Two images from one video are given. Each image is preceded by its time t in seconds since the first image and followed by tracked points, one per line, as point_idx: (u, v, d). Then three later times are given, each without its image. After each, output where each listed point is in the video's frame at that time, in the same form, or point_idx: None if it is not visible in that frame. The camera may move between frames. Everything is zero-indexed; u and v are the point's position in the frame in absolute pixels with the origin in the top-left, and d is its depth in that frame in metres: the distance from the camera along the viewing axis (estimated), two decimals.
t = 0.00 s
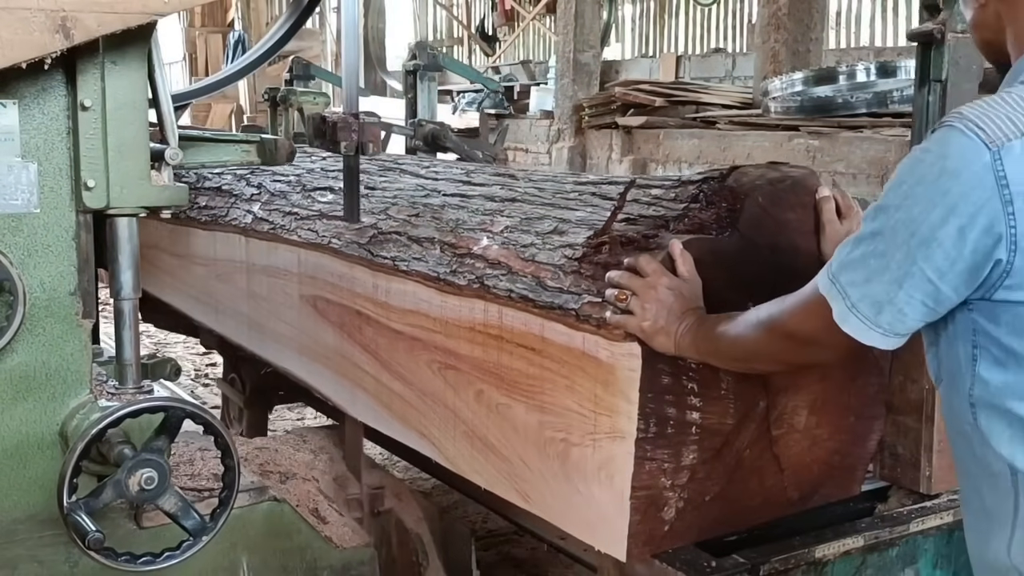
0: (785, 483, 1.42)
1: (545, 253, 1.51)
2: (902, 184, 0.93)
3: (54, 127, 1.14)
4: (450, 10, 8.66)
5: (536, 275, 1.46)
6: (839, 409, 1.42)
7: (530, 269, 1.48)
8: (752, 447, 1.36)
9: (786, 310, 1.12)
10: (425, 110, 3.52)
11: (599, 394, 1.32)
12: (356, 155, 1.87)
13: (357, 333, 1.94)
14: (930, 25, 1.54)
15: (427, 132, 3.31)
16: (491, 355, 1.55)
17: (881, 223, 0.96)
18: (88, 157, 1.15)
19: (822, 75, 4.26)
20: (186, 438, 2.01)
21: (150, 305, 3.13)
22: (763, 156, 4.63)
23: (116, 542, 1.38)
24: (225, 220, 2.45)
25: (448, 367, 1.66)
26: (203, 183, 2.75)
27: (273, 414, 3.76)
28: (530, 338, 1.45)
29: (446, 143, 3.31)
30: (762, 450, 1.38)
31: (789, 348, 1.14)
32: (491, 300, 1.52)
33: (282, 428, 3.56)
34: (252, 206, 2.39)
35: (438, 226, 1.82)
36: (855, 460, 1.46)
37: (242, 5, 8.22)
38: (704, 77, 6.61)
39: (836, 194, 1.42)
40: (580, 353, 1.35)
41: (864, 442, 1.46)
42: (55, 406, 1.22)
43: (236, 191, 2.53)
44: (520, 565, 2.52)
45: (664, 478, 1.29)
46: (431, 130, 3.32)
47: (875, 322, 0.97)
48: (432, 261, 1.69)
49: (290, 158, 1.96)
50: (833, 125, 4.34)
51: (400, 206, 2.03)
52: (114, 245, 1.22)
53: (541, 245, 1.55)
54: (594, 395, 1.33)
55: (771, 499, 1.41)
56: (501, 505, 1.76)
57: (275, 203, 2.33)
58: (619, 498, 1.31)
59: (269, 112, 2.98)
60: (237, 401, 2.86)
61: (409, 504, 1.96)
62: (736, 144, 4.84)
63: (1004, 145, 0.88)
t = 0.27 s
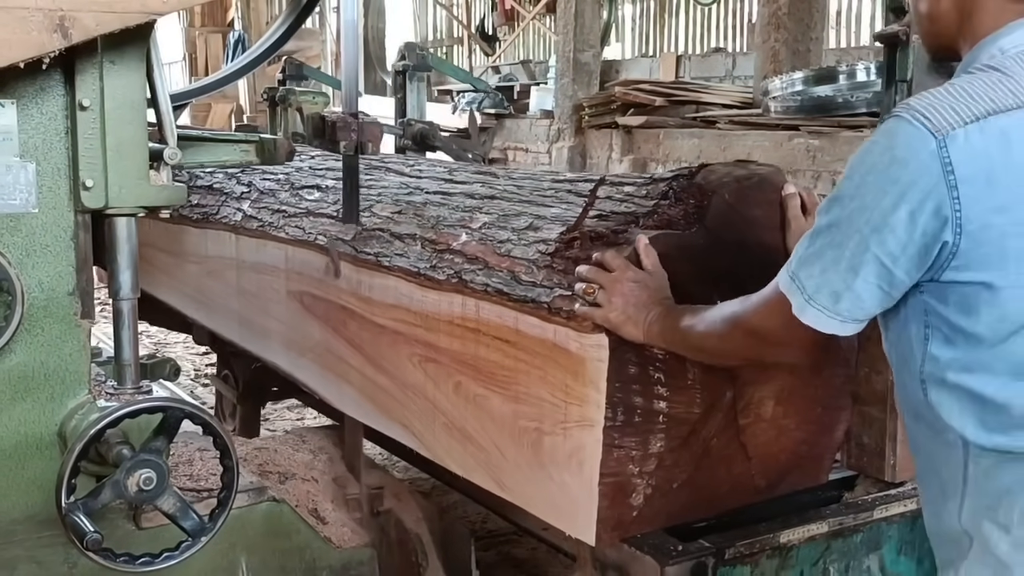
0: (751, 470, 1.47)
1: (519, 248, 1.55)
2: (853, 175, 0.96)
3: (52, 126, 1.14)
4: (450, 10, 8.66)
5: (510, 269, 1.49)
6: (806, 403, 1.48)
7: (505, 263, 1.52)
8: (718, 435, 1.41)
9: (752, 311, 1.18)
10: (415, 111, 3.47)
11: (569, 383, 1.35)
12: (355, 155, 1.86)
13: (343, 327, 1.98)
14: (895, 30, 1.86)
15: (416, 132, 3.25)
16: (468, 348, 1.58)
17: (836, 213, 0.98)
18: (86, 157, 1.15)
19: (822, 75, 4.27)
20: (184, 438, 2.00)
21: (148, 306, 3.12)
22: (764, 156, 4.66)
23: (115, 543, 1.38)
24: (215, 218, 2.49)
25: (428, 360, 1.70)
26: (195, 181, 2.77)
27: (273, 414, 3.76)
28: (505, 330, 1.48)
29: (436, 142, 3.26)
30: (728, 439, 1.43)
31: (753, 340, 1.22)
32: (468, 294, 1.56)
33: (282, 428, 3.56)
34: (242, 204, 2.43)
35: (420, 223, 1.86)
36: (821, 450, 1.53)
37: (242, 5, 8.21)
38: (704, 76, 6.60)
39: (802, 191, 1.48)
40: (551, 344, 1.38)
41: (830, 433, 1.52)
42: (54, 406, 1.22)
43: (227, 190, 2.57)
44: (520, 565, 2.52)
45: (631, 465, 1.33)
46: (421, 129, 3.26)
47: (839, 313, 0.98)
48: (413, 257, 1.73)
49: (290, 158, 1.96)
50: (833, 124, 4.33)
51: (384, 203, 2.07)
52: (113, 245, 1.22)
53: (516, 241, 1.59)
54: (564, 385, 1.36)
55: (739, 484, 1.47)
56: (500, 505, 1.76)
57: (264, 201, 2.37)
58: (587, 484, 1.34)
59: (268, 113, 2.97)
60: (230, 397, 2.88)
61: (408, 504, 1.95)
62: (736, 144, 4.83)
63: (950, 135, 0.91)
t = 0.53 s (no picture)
0: (720, 460, 1.57)
1: (495, 244, 1.60)
2: (804, 163, 1.03)
3: (48, 126, 1.13)
4: (450, 10, 8.66)
5: (486, 264, 1.55)
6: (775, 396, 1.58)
7: (482, 259, 1.57)
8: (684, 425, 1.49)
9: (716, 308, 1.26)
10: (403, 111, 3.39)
11: (541, 375, 1.42)
12: (353, 155, 1.86)
13: (329, 322, 2.04)
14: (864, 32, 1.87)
15: (404, 130, 3.21)
16: (449, 343, 1.65)
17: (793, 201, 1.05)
18: (82, 157, 1.14)
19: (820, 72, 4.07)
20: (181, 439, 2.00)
21: (146, 306, 3.12)
22: (763, 156, 4.69)
23: (112, 544, 1.38)
24: (207, 216, 2.55)
25: (411, 354, 1.76)
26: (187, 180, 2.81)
27: (271, 414, 3.76)
28: (483, 325, 1.55)
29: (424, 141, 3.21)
30: (694, 429, 1.51)
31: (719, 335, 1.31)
32: (449, 290, 1.63)
33: (280, 428, 3.56)
34: (231, 203, 2.47)
35: (402, 220, 1.90)
36: (790, 443, 1.65)
37: (241, 5, 8.21)
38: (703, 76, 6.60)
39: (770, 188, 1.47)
40: (524, 338, 1.45)
41: (798, 425, 1.64)
42: (50, 407, 1.22)
43: (218, 188, 2.61)
44: (519, 566, 2.51)
45: (600, 454, 1.40)
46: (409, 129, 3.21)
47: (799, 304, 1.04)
48: (396, 254, 1.79)
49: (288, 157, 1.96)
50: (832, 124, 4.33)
51: (367, 201, 2.12)
52: (109, 245, 1.22)
53: (492, 237, 1.63)
54: (537, 376, 1.43)
55: (709, 474, 1.56)
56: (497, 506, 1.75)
57: (253, 199, 2.42)
58: (559, 472, 1.41)
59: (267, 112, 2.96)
60: (222, 393, 2.89)
61: (406, 505, 1.96)
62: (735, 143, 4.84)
63: (883, 118, 0.96)
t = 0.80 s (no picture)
0: (692, 448, 1.61)
1: (474, 238, 1.64)
2: (758, 130, 1.10)
3: (49, 125, 1.13)
4: (450, 10, 8.65)
5: (465, 259, 1.60)
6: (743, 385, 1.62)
7: (461, 254, 1.61)
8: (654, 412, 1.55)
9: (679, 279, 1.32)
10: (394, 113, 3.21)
11: (518, 365, 1.47)
12: (355, 155, 1.85)
13: (315, 315, 2.08)
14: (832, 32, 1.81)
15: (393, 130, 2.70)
16: (429, 334, 1.70)
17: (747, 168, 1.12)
18: (83, 156, 1.14)
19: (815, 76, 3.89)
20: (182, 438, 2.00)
21: (146, 306, 3.12)
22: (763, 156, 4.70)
23: (112, 543, 1.38)
24: (195, 213, 2.57)
25: (393, 345, 1.81)
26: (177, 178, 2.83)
27: (271, 413, 3.76)
28: (461, 317, 1.60)
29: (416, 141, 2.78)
30: (667, 415, 1.56)
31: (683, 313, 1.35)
32: (430, 283, 1.66)
33: (281, 428, 3.55)
34: (221, 200, 2.48)
35: (387, 215, 1.93)
36: (761, 432, 1.68)
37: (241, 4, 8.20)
38: (704, 76, 6.60)
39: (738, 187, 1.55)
40: (501, 330, 1.49)
41: (768, 413, 1.67)
42: (51, 406, 1.21)
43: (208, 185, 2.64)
44: (520, 565, 2.52)
45: (574, 441, 1.44)
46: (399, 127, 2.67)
47: (744, 264, 1.12)
48: (380, 248, 1.82)
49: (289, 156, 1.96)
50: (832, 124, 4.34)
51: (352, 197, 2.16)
52: (111, 244, 1.21)
53: (471, 231, 1.67)
54: (514, 366, 1.48)
55: (680, 461, 1.61)
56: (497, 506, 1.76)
57: (242, 195, 2.45)
58: (534, 459, 1.45)
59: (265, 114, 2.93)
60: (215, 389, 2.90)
61: (407, 505, 1.95)
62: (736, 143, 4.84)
63: (830, 90, 1.02)
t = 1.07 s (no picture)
0: (666, 438, 1.61)
1: (453, 235, 1.69)
2: (728, 133, 1.11)
3: (47, 124, 1.13)
4: (449, 10, 8.65)
5: (443, 254, 1.64)
6: (713, 374, 1.64)
7: (439, 249, 1.66)
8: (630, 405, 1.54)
9: (648, 270, 1.35)
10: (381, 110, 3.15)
11: (492, 356, 1.47)
12: (354, 154, 1.85)
13: (300, 310, 2.10)
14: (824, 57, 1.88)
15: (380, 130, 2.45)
16: (408, 328, 1.71)
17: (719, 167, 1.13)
18: (81, 155, 1.14)
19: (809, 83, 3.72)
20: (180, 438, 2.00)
21: (145, 306, 3.12)
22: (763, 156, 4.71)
23: (110, 543, 1.38)
24: (188, 211, 2.62)
25: (375, 339, 1.82)
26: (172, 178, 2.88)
27: (270, 413, 3.76)
28: (440, 311, 1.61)
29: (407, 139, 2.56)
30: (642, 411, 1.56)
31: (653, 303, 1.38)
32: (409, 278, 1.69)
33: (279, 428, 3.56)
34: (214, 199, 2.54)
35: (370, 213, 1.99)
36: (733, 423, 1.69)
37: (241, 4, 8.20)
38: (703, 76, 6.60)
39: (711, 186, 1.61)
40: (478, 322, 1.50)
41: (740, 406, 1.69)
42: (49, 405, 1.21)
43: (200, 185, 2.69)
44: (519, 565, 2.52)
45: (548, 430, 1.44)
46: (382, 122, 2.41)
47: (715, 259, 1.13)
48: (363, 245, 1.85)
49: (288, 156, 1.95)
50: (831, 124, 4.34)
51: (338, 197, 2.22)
52: (109, 243, 1.21)
53: (450, 229, 1.73)
54: (489, 356, 1.48)
55: (654, 450, 1.60)
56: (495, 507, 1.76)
57: (233, 195, 2.50)
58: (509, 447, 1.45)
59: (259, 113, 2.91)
60: (208, 383, 2.94)
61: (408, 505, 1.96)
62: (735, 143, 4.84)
63: (791, 92, 1.03)
